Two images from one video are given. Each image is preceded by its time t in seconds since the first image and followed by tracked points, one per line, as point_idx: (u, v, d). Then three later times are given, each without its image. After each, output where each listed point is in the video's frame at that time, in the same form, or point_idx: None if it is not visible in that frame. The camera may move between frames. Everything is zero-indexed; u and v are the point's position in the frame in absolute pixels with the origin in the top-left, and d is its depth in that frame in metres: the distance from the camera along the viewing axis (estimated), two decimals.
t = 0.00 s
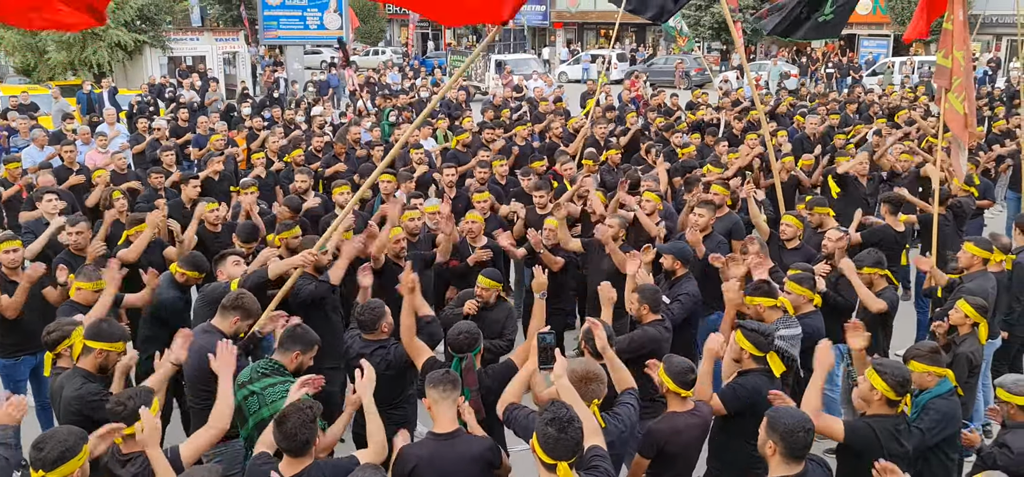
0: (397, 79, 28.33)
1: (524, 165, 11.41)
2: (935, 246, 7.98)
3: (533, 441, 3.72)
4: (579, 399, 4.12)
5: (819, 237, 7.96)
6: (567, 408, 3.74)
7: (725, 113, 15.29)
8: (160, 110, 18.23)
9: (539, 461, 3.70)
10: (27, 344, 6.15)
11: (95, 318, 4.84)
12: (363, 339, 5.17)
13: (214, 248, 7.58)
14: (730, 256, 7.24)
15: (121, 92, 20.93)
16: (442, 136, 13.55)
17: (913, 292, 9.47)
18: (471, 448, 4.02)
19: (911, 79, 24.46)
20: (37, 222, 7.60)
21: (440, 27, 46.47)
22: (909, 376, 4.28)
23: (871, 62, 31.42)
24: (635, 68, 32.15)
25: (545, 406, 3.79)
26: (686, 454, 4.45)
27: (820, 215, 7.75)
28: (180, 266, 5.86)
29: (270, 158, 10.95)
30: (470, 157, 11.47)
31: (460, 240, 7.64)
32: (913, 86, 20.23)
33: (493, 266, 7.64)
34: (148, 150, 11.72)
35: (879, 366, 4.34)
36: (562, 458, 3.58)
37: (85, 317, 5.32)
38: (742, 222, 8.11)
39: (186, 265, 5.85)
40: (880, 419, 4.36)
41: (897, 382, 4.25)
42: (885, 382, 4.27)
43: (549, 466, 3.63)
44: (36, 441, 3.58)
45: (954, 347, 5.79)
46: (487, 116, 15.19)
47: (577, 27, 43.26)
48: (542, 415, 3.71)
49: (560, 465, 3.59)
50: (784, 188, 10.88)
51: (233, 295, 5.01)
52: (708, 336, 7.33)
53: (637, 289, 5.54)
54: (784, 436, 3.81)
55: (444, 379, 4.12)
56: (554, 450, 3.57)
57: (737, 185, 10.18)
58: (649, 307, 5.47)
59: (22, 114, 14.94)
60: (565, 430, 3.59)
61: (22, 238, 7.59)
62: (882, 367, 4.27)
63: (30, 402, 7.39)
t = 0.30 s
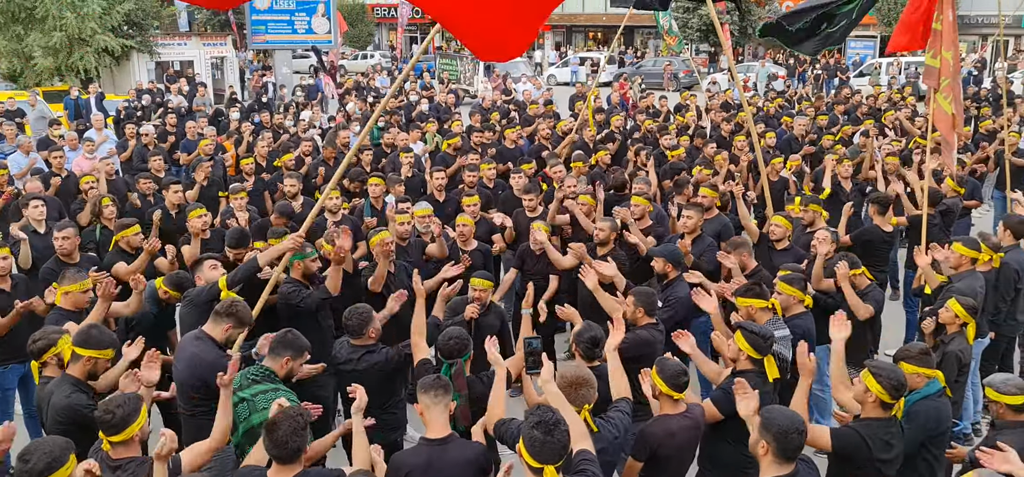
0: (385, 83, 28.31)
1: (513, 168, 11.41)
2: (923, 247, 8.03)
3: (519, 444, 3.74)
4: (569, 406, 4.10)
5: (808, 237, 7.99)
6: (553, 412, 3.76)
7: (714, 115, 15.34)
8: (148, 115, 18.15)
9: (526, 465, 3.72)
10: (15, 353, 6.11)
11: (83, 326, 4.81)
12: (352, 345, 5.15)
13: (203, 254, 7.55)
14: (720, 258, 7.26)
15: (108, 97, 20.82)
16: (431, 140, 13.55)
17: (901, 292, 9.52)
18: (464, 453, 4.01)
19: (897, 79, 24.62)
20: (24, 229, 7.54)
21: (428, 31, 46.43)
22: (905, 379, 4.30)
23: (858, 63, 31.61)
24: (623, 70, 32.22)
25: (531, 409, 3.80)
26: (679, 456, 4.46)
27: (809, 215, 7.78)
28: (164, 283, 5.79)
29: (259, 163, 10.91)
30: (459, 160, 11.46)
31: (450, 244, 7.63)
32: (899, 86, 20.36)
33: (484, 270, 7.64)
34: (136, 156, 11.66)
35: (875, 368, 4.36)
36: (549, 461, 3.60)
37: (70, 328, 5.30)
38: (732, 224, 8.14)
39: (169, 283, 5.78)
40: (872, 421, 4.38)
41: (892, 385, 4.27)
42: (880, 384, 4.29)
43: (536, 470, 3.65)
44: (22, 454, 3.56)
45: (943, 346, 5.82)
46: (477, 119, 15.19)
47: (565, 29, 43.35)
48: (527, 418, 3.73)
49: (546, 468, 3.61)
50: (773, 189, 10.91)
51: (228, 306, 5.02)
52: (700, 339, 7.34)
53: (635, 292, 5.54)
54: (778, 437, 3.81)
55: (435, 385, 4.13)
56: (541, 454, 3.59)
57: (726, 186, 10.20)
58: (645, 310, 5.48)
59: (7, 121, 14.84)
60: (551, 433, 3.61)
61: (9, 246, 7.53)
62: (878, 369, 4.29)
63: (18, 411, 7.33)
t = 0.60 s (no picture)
0: (377, 84, 28.28)
1: (506, 169, 11.41)
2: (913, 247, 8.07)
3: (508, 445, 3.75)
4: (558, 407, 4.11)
5: (799, 237, 8.01)
6: (542, 412, 3.76)
7: (705, 116, 15.37)
8: (139, 117, 18.09)
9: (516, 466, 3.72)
10: (5, 356, 6.09)
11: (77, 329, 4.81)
12: (343, 347, 5.16)
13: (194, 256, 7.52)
14: (711, 258, 7.27)
15: (99, 99, 20.76)
16: (423, 141, 13.54)
17: (893, 291, 9.55)
18: (458, 454, 4.00)
19: (889, 80, 24.72)
20: (13, 232, 7.51)
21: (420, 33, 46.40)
22: (895, 379, 4.33)
23: (849, 64, 31.72)
24: (615, 71, 32.28)
25: (520, 410, 3.81)
26: (673, 455, 4.47)
27: (801, 215, 7.80)
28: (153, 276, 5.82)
29: (251, 165, 10.89)
30: (451, 161, 11.45)
31: (442, 246, 7.62)
32: (890, 87, 20.45)
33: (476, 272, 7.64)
34: (126, 158, 11.63)
35: (865, 368, 4.38)
36: (538, 462, 3.61)
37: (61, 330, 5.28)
38: (723, 224, 8.16)
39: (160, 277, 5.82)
40: (863, 420, 4.39)
41: (882, 384, 4.29)
42: (870, 383, 4.31)
43: (526, 471, 3.65)
44: (7, 460, 3.54)
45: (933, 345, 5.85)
46: (469, 120, 15.19)
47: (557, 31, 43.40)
48: (515, 419, 3.74)
49: (536, 469, 3.62)
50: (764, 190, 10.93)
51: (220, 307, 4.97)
52: (691, 339, 7.36)
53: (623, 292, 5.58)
54: (778, 441, 3.82)
55: (427, 384, 4.11)
56: (530, 455, 3.60)
57: (717, 187, 10.23)
58: (633, 310, 5.50)
59: None
60: (539, 434, 3.62)
61: None
62: (869, 369, 4.31)
63: (9, 414, 7.30)
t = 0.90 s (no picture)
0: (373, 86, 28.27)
1: (501, 170, 11.41)
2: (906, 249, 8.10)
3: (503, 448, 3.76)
4: (556, 409, 4.10)
5: (794, 238, 8.02)
6: (537, 414, 3.77)
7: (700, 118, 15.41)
8: (133, 118, 18.04)
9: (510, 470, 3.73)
10: None
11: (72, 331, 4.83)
12: (341, 347, 5.16)
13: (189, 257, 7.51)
14: (706, 259, 7.28)
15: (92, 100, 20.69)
16: (419, 142, 13.53)
17: (887, 292, 9.58)
18: (452, 455, 4.00)
19: (882, 82, 24.83)
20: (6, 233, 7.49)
21: (416, 35, 46.41)
22: (887, 377, 4.34)
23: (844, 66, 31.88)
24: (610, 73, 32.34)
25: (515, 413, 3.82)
26: (668, 456, 4.47)
27: (796, 215, 7.82)
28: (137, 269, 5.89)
29: (246, 166, 10.87)
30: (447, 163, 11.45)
31: (438, 247, 7.62)
32: (884, 89, 20.54)
33: (473, 273, 7.64)
34: (121, 159, 11.61)
35: (857, 367, 4.39)
36: (532, 466, 3.62)
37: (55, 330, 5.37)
38: (718, 225, 8.17)
39: (143, 269, 5.88)
40: (856, 419, 4.41)
41: (875, 383, 4.30)
42: (862, 383, 4.32)
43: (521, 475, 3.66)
44: None
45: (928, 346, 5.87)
46: (464, 122, 15.21)
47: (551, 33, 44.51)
48: (511, 422, 3.74)
49: (531, 473, 3.63)
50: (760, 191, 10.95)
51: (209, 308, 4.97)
52: (687, 340, 7.37)
53: (616, 293, 5.55)
54: (771, 441, 3.83)
55: (424, 386, 4.12)
56: (525, 458, 3.61)
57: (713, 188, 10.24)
58: (629, 311, 5.49)
59: None
60: (534, 437, 3.63)
61: None
62: (860, 368, 4.32)
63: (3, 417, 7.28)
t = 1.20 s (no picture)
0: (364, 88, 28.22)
1: (493, 173, 11.41)
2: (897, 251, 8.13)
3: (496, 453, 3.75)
4: (550, 415, 4.08)
5: (785, 240, 8.04)
6: (530, 420, 3.77)
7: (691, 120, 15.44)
8: (123, 121, 17.95)
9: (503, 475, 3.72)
10: None
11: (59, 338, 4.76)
12: (330, 350, 5.15)
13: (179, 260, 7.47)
14: (698, 261, 7.29)
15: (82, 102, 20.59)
16: (410, 144, 13.52)
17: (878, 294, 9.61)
18: (445, 460, 3.99)
19: (871, 84, 24.97)
20: None
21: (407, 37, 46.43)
22: (880, 381, 4.35)
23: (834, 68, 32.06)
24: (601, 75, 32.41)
25: (508, 418, 3.81)
26: (660, 459, 4.47)
27: (787, 217, 7.83)
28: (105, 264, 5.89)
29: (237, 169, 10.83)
30: (438, 165, 11.43)
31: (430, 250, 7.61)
32: (874, 91, 20.66)
33: (465, 276, 7.63)
34: (111, 162, 11.55)
35: (849, 372, 4.40)
36: (525, 470, 3.62)
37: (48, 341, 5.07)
38: (710, 227, 8.18)
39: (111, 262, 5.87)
40: (851, 426, 4.41)
41: (867, 387, 4.31)
42: (856, 387, 4.33)
43: None
44: None
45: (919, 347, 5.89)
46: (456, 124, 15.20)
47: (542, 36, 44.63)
48: (503, 428, 3.73)
49: None
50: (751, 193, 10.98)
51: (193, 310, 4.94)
52: (679, 343, 7.38)
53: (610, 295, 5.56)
54: (765, 443, 3.84)
55: (416, 390, 4.10)
56: (518, 464, 3.61)
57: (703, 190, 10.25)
58: (622, 314, 5.49)
59: None
60: (527, 443, 3.63)
61: None
62: (853, 372, 4.33)
63: None
